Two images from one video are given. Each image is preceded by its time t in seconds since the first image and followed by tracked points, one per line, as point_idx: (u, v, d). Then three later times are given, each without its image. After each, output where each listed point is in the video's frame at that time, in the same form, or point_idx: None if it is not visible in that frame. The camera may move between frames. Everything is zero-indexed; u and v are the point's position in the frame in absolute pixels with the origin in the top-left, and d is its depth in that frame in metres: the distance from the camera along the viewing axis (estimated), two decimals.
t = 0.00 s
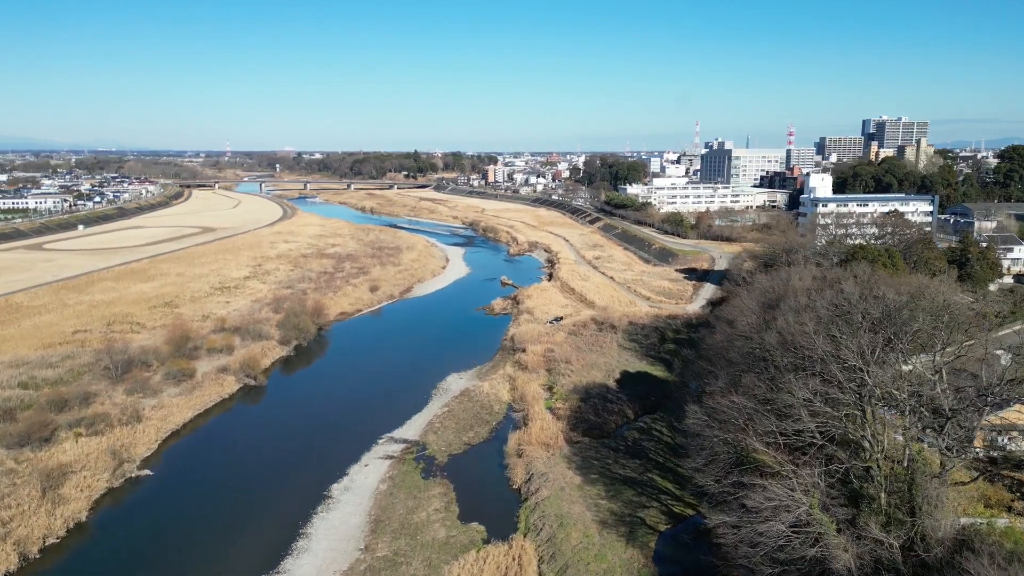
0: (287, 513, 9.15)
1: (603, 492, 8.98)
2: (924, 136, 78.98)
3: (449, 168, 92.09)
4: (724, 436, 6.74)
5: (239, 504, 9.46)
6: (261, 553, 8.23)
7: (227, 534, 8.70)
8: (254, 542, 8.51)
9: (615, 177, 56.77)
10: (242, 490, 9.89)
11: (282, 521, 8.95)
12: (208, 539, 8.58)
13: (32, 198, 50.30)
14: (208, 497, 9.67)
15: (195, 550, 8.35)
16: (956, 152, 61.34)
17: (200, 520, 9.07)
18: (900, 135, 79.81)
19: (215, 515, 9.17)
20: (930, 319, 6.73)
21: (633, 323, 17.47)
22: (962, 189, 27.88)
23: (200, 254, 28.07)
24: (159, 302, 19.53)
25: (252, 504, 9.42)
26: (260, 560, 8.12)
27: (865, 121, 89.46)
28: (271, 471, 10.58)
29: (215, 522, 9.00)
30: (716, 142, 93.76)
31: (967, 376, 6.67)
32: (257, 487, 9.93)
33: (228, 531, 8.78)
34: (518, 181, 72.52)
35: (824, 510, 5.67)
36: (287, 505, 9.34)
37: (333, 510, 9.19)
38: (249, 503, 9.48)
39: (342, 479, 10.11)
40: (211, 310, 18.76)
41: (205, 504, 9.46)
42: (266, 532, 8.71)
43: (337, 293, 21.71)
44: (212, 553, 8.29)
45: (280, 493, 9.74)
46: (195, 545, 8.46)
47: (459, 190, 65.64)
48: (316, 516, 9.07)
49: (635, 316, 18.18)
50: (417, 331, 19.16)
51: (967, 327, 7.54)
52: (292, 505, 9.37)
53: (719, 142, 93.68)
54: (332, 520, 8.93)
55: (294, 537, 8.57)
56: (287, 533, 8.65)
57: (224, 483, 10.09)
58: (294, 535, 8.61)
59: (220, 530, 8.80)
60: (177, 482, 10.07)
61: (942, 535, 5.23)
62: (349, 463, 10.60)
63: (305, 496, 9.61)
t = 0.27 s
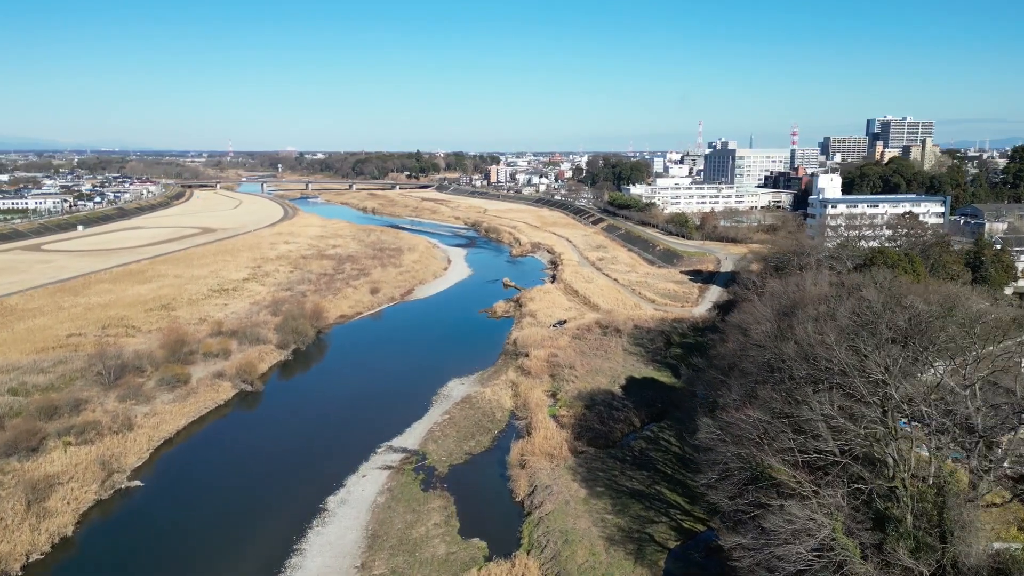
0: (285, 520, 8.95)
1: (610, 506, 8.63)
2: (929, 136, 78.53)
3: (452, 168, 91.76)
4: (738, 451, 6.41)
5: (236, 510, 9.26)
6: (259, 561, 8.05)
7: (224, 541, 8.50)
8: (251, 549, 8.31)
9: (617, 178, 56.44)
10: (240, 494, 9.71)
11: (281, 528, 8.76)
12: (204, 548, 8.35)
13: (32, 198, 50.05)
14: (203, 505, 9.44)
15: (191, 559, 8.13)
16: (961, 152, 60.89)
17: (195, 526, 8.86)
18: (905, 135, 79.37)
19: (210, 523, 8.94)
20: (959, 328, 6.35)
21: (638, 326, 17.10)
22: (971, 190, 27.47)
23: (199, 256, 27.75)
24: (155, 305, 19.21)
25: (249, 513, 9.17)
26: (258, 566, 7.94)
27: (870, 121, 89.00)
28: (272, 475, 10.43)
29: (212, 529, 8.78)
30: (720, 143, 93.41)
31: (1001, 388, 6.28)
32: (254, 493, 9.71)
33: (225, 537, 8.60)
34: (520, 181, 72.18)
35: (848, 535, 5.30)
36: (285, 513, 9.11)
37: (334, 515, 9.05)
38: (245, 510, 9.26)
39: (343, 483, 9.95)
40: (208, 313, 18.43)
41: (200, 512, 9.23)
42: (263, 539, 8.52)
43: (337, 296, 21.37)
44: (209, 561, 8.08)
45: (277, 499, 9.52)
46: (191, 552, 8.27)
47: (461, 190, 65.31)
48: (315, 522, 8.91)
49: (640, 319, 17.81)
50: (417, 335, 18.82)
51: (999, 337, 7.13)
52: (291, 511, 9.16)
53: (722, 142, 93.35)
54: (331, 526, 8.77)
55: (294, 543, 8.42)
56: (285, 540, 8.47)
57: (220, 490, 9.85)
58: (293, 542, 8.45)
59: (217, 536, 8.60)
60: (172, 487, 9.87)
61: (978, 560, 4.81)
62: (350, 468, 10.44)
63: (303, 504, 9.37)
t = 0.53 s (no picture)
0: (288, 527, 8.86)
1: (616, 522, 8.29)
2: (933, 137, 78.10)
3: (454, 168, 91.41)
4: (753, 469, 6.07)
5: (237, 518, 9.17)
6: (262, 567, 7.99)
7: (226, 549, 8.42)
8: (254, 556, 8.24)
9: (620, 178, 56.16)
10: (240, 494, 9.86)
11: (284, 534, 8.68)
12: (205, 551, 8.41)
13: (31, 198, 49.82)
14: (204, 513, 9.36)
15: (193, 568, 8.06)
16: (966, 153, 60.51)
17: (197, 534, 8.81)
18: (909, 135, 78.96)
19: (211, 533, 8.83)
20: (991, 340, 5.97)
21: (643, 330, 16.74)
22: (979, 190, 27.08)
23: (197, 257, 27.44)
24: (151, 307, 18.89)
25: (248, 515, 9.23)
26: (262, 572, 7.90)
27: (873, 121, 88.58)
28: (272, 475, 10.59)
29: (213, 530, 8.89)
30: (722, 143, 93.02)
31: None
32: (256, 501, 9.63)
33: (229, 543, 8.57)
34: (523, 182, 71.87)
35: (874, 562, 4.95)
36: (285, 522, 8.95)
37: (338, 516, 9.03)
38: (246, 517, 9.16)
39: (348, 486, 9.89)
40: (204, 316, 18.10)
41: (201, 521, 9.14)
42: (267, 545, 8.45)
43: (336, 298, 21.03)
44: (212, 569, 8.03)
45: (278, 508, 9.40)
46: (194, 560, 8.22)
47: (463, 191, 64.96)
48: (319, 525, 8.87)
49: (645, 323, 17.46)
50: (418, 338, 18.47)
51: None
52: (292, 518, 9.05)
53: (725, 142, 92.96)
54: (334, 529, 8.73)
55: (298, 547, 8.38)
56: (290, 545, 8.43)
57: (220, 499, 9.73)
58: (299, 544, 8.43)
59: (219, 544, 8.55)
60: (175, 493, 9.86)
61: None
62: (354, 471, 10.43)
63: (305, 511, 9.23)
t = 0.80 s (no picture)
0: (289, 531, 8.80)
1: (622, 539, 7.93)
2: (938, 137, 77.63)
3: (455, 169, 91.01)
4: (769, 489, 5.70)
5: (238, 522, 9.11)
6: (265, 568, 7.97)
7: (226, 552, 8.37)
8: (255, 559, 8.20)
9: (622, 178, 55.85)
10: (238, 498, 9.84)
11: (285, 538, 8.62)
12: (202, 554, 8.38)
13: (30, 199, 49.58)
14: (203, 518, 9.24)
15: (190, 571, 8.03)
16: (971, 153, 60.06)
17: (197, 538, 8.74)
18: (913, 135, 78.49)
19: (209, 539, 8.73)
20: None
21: (647, 335, 16.35)
22: (989, 191, 26.67)
23: (195, 258, 27.11)
24: (146, 310, 18.55)
25: (246, 518, 9.22)
26: (266, 571, 7.90)
27: (877, 121, 88.13)
28: (271, 478, 10.57)
29: (210, 532, 8.87)
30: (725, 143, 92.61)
31: None
32: (256, 506, 9.54)
33: (230, 545, 8.54)
34: (524, 182, 71.49)
35: None
36: (284, 528, 8.83)
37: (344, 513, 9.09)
38: (247, 522, 9.09)
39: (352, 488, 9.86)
40: (200, 320, 17.75)
41: (200, 526, 9.04)
42: (268, 547, 8.44)
43: (335, 301, 20.67)
44: (212, 571, 8.00)
45: (279, 513, 9.30)
46: (194, 562, 8.18)
47: (464, 192, 64.60)
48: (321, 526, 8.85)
49: (650, 327, 17.08)
50: (418, 342, 18.11)
51: None
52: (292, 523, 8.98)
53: (728, 142, 92.56)
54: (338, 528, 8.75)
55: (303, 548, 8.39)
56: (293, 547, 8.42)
57: (219, 506, 9.57)
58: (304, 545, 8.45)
59: (219, 547, 8.49)
60: (174, 496, 9.79)
61: None
62: (357, 471, 10.39)
63: (304, 516, 9.10)
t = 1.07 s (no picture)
0: (289, 533, 8.75)
1: (629, 557, 7.57)
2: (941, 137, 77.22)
3: (456, 169, 90.62)
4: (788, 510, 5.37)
5: (236, 525, 9.04)
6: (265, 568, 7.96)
7: (227, 553, 8.38)
8: (255, 560, 8.19)
9: (623, 179, 55.57)
10: (239, 499, 9.81)
11: (284, 542, 8.55)
12: (202, 555, 8.36)
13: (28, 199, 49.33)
14: (201, 523, 9.13)
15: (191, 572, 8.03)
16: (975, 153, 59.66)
17: (194, 542, 8.67)
18: (916, 135, 78.09)
19: (206, 543, 8.64)
20: None
21: (651, 339, 15.99)
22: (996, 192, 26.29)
23: (192, 260, 26.77)
24: (140, 313, 18.20)
25: (246, 519, 9.22)
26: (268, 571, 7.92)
27: (880, 121, 87.74)
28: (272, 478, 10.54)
29: (210, 533, 8.88)
30: (727, 143, 92.25)
31: None
32: (255, 510, 9.42)
33: (229, 548, 8.48)
34: (525, 183, 71.15)
35: None
36: (285, 530, 8.82)
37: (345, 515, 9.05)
38: (245, 527, 9.00)
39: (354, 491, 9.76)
40: (194, 323, 17.40)
41: (197, 530, 8.95)
42: (269, 548, 8.42)
43: (333, 304, 20.32)
44: (212, 571, 8.00)
45: (277, 519, 9.17)
46: (194, 564, 8.17)
47: (465, 192, 64.27)
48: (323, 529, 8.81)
49: (653, 331, 16.72)
50: (418, 345, 17.77)
51: None
52: (291, 529, 8.87)
53: (730, 142, 92.19)
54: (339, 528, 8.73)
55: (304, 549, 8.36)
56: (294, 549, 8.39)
57: (217, 511, 9.46)
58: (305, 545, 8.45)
59: (218, 551, 8.45)
60: (174, 499, 9.74)
61: None
62: (361, 476, 10.30)
63: (305, 518, 9.12)
